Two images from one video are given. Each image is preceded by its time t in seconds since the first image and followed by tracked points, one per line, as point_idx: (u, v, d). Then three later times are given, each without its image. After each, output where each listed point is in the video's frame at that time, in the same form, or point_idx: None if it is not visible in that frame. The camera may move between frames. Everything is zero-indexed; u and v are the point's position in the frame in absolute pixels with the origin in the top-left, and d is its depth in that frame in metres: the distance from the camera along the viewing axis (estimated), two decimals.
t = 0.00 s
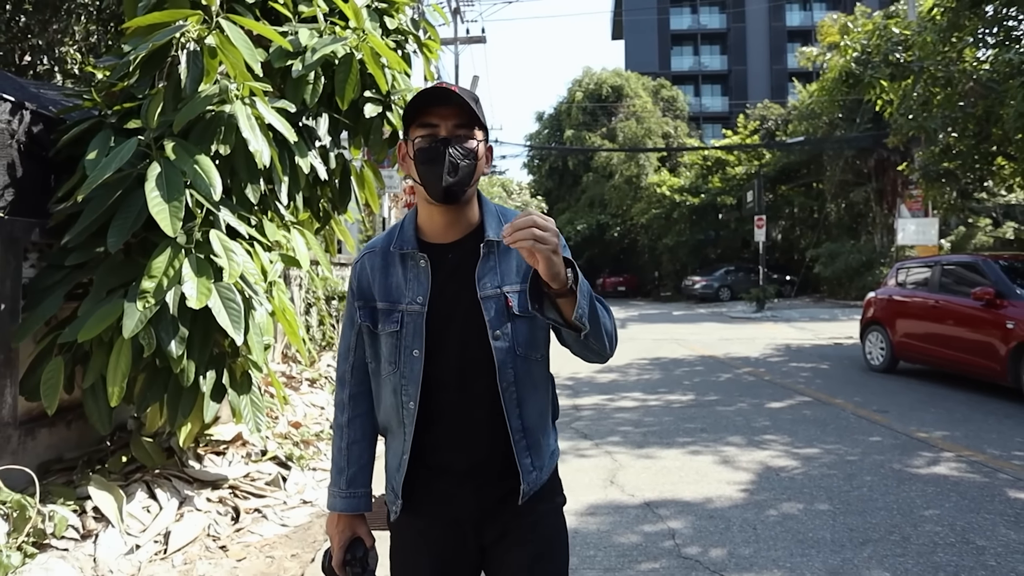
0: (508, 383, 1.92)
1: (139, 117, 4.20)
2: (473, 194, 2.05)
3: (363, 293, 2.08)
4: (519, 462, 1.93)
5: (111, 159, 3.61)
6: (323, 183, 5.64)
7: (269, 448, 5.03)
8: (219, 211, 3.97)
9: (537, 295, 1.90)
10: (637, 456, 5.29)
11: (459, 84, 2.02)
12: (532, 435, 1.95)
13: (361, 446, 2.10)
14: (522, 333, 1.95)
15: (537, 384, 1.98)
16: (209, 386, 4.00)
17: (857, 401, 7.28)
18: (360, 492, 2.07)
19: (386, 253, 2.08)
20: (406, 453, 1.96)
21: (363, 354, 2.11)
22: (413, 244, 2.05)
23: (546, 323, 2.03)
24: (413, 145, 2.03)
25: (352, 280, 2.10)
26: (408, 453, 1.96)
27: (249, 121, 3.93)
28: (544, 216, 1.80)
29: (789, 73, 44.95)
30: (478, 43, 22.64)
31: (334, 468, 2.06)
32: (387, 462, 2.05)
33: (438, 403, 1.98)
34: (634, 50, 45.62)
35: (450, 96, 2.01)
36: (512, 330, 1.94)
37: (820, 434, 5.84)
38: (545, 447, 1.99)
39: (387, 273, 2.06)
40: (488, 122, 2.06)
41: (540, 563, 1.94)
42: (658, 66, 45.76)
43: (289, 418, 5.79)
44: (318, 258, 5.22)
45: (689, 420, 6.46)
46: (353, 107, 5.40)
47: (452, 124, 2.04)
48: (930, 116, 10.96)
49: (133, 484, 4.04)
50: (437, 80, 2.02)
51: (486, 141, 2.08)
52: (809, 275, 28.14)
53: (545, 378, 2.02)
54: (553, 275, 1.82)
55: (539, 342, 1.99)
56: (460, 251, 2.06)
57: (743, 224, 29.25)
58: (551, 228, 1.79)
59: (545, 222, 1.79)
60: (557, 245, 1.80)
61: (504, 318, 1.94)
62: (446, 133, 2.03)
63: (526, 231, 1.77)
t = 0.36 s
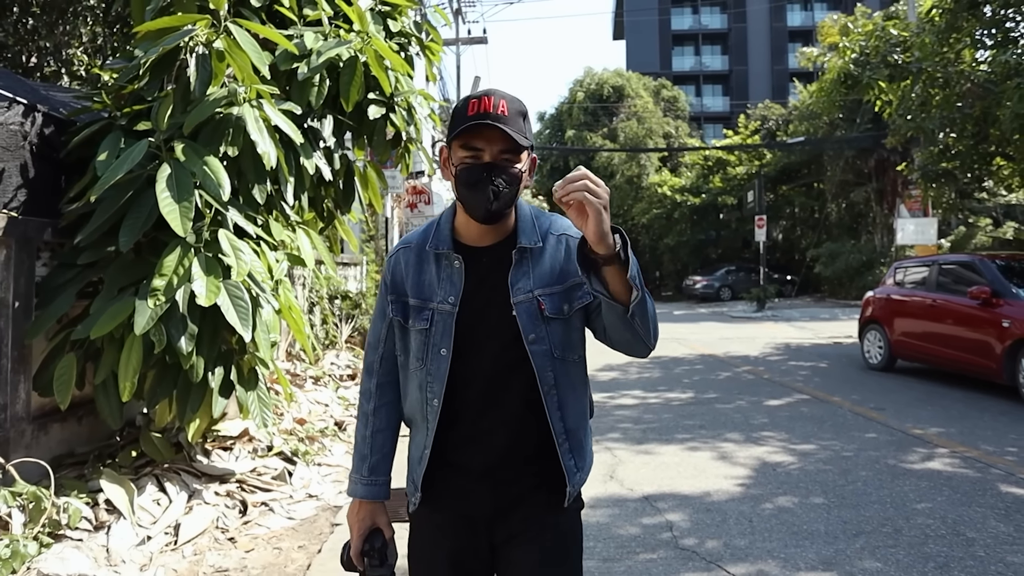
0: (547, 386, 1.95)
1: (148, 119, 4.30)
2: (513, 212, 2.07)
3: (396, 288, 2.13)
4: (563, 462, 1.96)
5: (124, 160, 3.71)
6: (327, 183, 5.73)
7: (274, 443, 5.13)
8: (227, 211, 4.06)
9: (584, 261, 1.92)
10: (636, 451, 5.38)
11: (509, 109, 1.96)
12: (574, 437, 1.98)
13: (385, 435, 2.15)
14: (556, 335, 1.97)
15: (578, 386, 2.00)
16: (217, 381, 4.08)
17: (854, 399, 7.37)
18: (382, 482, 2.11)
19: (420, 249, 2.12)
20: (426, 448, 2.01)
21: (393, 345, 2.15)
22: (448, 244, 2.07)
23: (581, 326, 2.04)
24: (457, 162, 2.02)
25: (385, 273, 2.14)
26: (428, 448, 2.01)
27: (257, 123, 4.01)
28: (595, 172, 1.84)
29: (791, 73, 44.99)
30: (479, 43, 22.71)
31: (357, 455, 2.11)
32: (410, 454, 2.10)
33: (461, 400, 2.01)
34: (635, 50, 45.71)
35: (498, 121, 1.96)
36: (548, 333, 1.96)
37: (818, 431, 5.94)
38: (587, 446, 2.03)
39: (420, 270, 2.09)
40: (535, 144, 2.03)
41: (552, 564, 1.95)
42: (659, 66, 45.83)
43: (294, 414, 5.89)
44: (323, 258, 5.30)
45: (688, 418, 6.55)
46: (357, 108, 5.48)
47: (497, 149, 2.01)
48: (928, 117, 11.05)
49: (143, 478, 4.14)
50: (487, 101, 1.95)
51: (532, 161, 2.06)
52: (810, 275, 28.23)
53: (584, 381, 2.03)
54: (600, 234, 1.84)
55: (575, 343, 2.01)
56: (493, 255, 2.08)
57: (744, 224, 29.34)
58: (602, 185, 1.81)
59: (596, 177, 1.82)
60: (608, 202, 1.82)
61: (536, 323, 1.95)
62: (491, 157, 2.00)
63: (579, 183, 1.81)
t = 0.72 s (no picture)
0: (592, 391, 1.92)
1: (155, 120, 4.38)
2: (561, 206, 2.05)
3: (438, 279, 2.10)
4: (607, 470, 1.92)
5: (132, 161, 3.78)
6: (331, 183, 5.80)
7: (278, 439, 5.20)
8: (233, 211, 4.13)
9: (629, 260, 1.86)
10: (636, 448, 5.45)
11: (560, 97, 1.94)
12: (617, 444, 1.94)
13: (421, 427, 2.13)
14: (603, 337, 1.94)
15: (623, 391, 1.97)
16: (223, 378, 4.16)
17: (852, 397, 7.44)
18: (414, 474, 2.10)
19: (465, 241, 2.09)
20: (466, 445, 1.97)
21: (433, 337, 2.13)
22: (494, 237, 2.05)
23: (629, 328, 2.00)
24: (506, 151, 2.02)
25: (428, 263, 2.12)
26: (467, 445, 1.97)
27: (262, 124, 4.09)
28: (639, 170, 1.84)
29: (792, 72, 45.00)
30: (480, 42, 22.76)
31: (392, 446, 2.09)
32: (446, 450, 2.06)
33: (502, 397, 1.97)
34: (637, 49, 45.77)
35: (548, 110, 1.94)
36: (594, 335, 1.93)
37: (816, 428, 6.00)
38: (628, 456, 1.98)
39: (464, 262, 2.07)
40: (585, 136, 2.00)
41: (589, 568, 1.90)
42: (660, 65, 45.91)
43: (298, 411, 5.96)
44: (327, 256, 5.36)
45: (688, 415, 6.62)
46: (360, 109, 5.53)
47: (547, 138, 2.00)
48: (926, 117, 11.11)
49: (150, 473, 4.22)
50: (537, 88, 1.94)
51: (582, 154, 2.03)
52: (810, 274, 28.30)
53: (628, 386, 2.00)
54: (647, 229, 1.81)
55: (622, 347, 1.98)
56: (538, 251, 2.05)
57: (745, 223, 29.41)
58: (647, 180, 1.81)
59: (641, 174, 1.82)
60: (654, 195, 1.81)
61: (582, 324, 1.92)
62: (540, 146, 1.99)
63: (623, 177, 1.81)
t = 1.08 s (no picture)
0: (580, 379, 1.89)
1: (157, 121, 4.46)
2: (573, 175, 2.03)
3: (453, 263, 2.09)
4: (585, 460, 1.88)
5: (136, 160, 3.85)
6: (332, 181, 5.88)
7: (279, 434, 5.28)
8: (234, 210, 4.20)
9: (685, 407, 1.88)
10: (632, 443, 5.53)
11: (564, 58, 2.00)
12: (600, 438, 1.89)
13: (434, 416, 2.12)
14: (601, 330, 1.91)
15: (615, 386, 1.92)
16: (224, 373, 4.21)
17: (847, 393, 7.52)
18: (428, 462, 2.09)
19: (480, 225, 2.06)
20: (473, 427, 1.96)
21: (448, 324, 2.12)
22: (508, 218, 2.04)
23: (631, 327, 1.94)
24: (514, 119, 2.04)
25: (445, 248, 2.11)
26: (475, 428, 1.96)
27: (262, 124, 4.18)
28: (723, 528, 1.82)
29: (793, 69, 45.00)
30: (481, 40, 22.81)
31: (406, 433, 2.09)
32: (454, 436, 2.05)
33: (506, 387, 1.96)
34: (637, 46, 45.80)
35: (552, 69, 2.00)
36: (591, 327, 1.90)
37: (810, 423, 6.08)
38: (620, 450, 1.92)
39: (479, 245, 2.04)
40: (591, 101, 2.03)
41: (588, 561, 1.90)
42: (660, 63, 45.97)
43: (298, 406, 6.04)
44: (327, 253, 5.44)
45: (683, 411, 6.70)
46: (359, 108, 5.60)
47: (554, 101, 2.02)
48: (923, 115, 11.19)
49: (153, 467, 4.30)
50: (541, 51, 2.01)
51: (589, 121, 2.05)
52: (809, 271, 28.39)
53: (624, 381, 1.95)
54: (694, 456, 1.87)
55: (619, 343, 1.93)
56: (550, 233, 2.02)
57: (744, 221, 29.49)
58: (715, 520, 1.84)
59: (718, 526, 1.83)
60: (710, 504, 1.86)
61: (581, 314, 1.90)
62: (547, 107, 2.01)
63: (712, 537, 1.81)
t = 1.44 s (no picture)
0: (605, 378, 1.98)
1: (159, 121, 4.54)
2: (570, 178, 2.09)
3: (448, 263, 2.09)
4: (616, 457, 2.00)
5: (137, 161, 3.93)
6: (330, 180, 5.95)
7: (279, 429, 5.37)
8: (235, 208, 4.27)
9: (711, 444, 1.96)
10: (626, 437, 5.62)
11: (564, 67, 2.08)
12: (623, 433, 2.01)
13: (431, 417, 2.11)
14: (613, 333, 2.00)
15: (626, 383, 2.04)
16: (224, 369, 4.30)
17: (841, 388, 7.61)
18: (426, 463, 2.08)
19: (475, 225, 2.08)
20: (474, 426, 1.97)
21: (442, 323, 2.11)
22: (505, 218, 2.07)
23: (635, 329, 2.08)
24: (515, 124, 2.10)
25: (439, 248, 2.11)
26: (476, 426, 1.97)
27: (262, 124, 4.26)
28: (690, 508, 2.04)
29: (794, 66, 44.98)
30: (482, 37, 22.85)
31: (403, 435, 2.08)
32: (450, 435, 2.05)
33: (510, 385, 1.98)
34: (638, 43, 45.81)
35: (554, 77, 2.07)
36: (606, 328, 1.99)
37: (802, 419, 6.17)
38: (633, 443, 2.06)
39: (474, 245, 2.06)
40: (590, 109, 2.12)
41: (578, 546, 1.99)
42: (661, 59, 45.99)
43: (298, 402, 6.14)
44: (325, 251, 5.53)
45: (678, 406, 6.79)
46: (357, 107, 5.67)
47: (554, 108, 2.10)
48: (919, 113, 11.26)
49: (156, 460, 4.40)
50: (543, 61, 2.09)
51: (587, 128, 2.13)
52: (809, 268, 28.45)
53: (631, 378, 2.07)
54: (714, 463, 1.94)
55: (628, 346, 2.04)
56: (548, 233, 2.07)
57: (744, 217, 29.55)
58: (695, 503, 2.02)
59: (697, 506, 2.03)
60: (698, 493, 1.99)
61: (597, 317, 1.98)
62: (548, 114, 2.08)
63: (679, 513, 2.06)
